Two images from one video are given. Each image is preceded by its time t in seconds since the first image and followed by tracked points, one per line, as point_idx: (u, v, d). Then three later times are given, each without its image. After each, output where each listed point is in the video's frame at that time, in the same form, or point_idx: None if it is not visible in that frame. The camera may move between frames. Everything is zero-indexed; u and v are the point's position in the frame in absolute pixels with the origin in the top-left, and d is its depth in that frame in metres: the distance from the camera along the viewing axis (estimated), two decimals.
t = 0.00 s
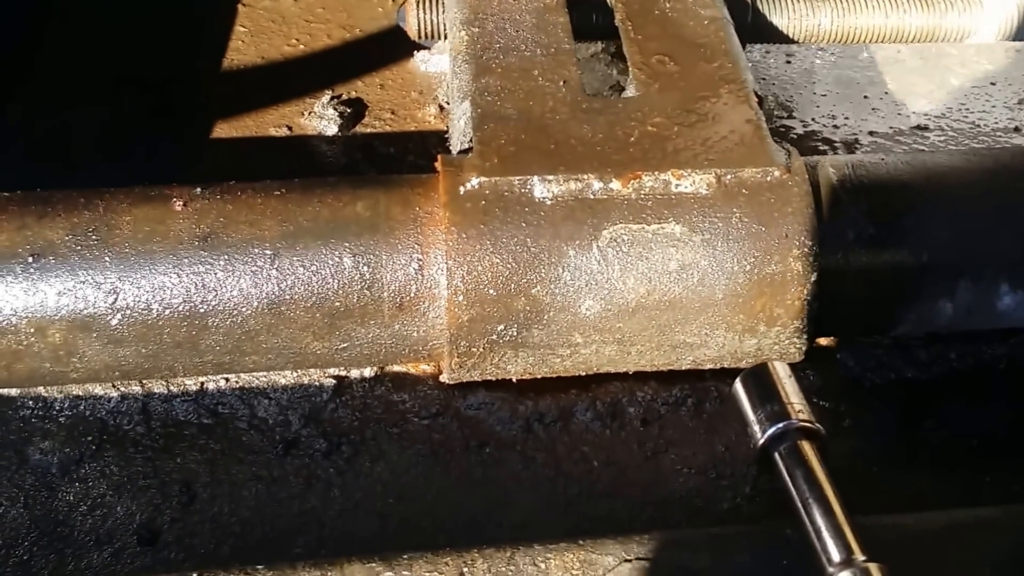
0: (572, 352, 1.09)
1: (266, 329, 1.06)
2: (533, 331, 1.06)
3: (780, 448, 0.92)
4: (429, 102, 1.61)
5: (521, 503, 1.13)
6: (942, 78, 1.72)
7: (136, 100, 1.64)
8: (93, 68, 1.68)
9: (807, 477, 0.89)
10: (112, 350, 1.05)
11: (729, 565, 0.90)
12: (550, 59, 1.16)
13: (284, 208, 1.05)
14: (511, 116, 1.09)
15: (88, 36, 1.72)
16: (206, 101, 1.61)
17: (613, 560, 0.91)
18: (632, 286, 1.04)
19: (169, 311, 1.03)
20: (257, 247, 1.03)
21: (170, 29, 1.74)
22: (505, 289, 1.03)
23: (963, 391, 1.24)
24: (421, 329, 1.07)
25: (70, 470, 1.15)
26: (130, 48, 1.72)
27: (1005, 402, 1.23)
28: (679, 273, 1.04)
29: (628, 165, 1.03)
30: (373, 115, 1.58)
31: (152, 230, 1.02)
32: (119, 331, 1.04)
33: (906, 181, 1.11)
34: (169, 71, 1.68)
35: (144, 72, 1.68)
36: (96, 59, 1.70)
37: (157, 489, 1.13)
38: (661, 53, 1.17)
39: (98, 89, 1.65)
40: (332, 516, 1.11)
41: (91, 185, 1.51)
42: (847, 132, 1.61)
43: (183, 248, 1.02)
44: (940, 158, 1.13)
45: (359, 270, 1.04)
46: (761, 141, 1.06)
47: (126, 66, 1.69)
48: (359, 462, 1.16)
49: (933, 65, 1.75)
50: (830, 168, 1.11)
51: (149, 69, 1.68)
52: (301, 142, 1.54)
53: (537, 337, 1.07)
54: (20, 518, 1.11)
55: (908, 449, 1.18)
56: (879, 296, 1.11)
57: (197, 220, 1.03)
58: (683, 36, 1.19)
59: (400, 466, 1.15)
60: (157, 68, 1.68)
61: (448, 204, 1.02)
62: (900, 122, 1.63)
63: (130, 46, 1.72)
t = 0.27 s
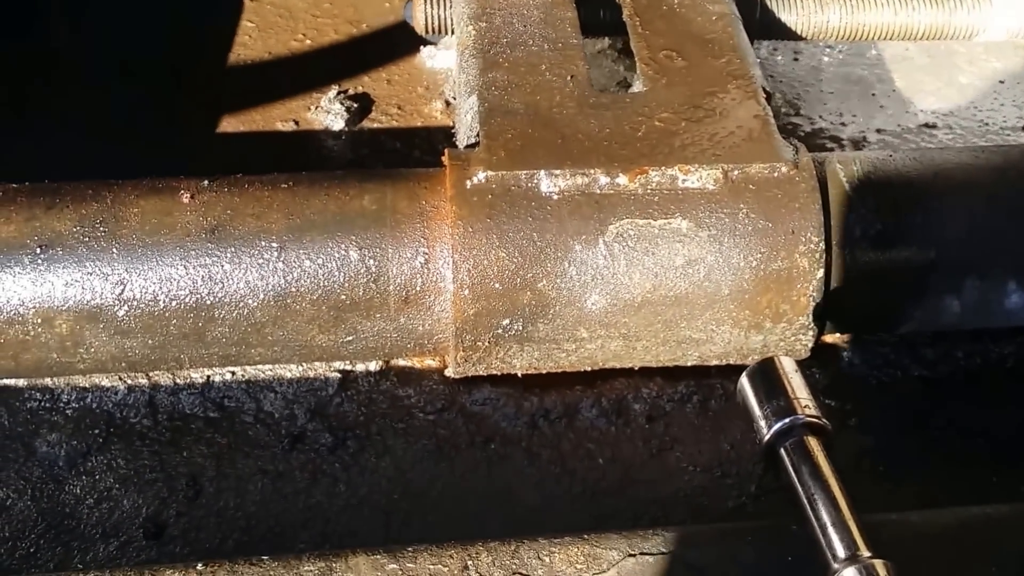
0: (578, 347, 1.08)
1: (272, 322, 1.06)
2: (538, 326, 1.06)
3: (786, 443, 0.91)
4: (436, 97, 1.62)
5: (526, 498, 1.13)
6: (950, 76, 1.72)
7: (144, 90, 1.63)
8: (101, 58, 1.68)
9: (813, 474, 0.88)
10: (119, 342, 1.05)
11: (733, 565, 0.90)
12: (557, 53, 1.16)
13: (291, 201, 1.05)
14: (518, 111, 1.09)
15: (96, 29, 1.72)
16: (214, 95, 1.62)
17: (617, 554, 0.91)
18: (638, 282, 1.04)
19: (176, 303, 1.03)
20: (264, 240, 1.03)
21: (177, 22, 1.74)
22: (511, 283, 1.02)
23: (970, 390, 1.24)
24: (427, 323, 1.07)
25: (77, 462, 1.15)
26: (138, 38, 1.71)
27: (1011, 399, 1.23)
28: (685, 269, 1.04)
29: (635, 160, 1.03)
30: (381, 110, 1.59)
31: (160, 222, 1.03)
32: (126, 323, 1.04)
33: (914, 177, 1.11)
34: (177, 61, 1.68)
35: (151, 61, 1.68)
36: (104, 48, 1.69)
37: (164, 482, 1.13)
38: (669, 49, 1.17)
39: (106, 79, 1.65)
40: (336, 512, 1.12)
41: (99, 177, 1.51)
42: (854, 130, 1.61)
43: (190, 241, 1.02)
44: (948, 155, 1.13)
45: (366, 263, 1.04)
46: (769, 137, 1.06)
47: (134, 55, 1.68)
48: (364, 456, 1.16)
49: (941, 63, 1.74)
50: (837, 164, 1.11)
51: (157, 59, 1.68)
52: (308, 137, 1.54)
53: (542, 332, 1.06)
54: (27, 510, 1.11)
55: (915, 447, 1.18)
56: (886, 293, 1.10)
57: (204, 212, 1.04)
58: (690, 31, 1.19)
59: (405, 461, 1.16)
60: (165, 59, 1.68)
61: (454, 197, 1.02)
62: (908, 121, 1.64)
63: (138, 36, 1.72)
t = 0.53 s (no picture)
0: (583, 345, 1.08)
1: (278, 318, 1.06)
2: (544, 324, 1.06)
3: (790, 444, 0.91)
4: (444, 96, 1.63)
5: (530, 497, 1.13)
6: (960, 78, 1.72)
7: (154, 86, 1.64)
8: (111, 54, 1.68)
9: (818, 474, 0.87)
10: (125, 337, 1.05)
11: (739, 566, 0.90)
12: (564, 53, 1.17)
13: (298, 198, 1.05)
14: (525, 110, 1.09)
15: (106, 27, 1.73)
16: (222, 93, 1.62)
17: (621, 552, 0.91)
18: (644, 281, 1.03)
19: (183, 299, 1.03)
20: (271, 237, 1.03)
21: (187, 19, 1.75)
22: (517, 281, 1.02)
23: (978, 392, 1.23)
24: (433, 321, 1.07)
25: (84, 457, 1.15)
26: (147, 34, 1.72)
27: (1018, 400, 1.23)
28: (692, 268, 1.03)
29: (641, 160, 1.03)
30: (388, 109, 1.60)
31: (167, 218, 1.03)
32: (133, 319, 1.04)
33: (922, 178, 1.11)
34: (186, 58, 1.68)
35: (161, 58, 1.68)
36: (114, 45, 1.70)
37: (170, 478, 1.14)
38: (676, 49, 1.17)
39: (116, 75, 1.65)
40: (342, 509, 1.12)
41: (109, 173, 1.51)
42: (863, 131, 1.61)
43: (197, 237, 1.03)
44: (956, 156, 1.13)
45: (372, 260, 1.04)
46: (776, 137, 1.06)
47: (144, 52, 1.69)
48: (369, 454, 1.16)
49: (950, 64, 1.74)
50: (844, 165, 1.10)
51: (167, 55, 1.69)
52: (317, 135, 1.55)
53: (548, 331, 1.06)
54: (34, 505, 1.12)
55: (921, 449, 1.18)
56: (892, 294, 1.10)
57: (211, 209, 1.04)
58: (698, 31, 1.20)
59: (410, 458, 1.16)
60: (175, 56, 1.69)
61: (460, 195, 1.02)
62: (916, 122, 1.63)
63: (148, 32, 1.72)
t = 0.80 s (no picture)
0: (587, 348, 1.08)
1: (283, 318, 1.06)
2: (549, 327, 1.05)
3: (794, 449, 0.90)
4: (450, 98, 1.63)
5: (533, 499, 1.13)
6: (968, 82, 1.71)
7: (161, 85, 1.64)
8: (119, 54, 1.69)
9: (821, 479, 0.87)
10: (130, 337, 1.06)
11: (743, 569, 0.90)
12: (570, 55, 1.17)
13: (303, 199, 1.05)
14: (530, 112, 1.10)
15: (113, 27, 1.74)
16: (229, 93, 1.63)
17: (624, 555, 0.91)
18: (649, 283, 1.03)
19: (188, 299, 1.04)
20: (276, 237, 1.03)
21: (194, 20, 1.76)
22: (521, 283, 1.02)
23: (984, 398, 1.23)
24: (437, 322, 1.07)
25: (89, 455, 1.16)
26: (155, 34, 1.73)
27: None
28: (696, 272, 1.03)
29: (646, 163, 1.03)
30: (394, 110, 1.60)
31: (173, 218, 1.03)
32: (138, 318, 1.04)
33: (928, 183, 1.10)
34: (194, 58, 1.69)
35: (168, 58, 1.69)
36: (122, 44, 1.71)
37: (174, 476, 1.14)
38: (682, 52, 1.18)
39: (124, 74, 1.66)
40: (347, 507, 1.12)
41: (117, 171, 1.52)
42: (870, 135, 1.61)
43: (202, 238, 1.03)
44: (963, 161, 1.13)
45: (377, 262, 1.04)
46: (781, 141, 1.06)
47: (151, 51, 1.70)
48: (372, 454, 1.16)
49: (958, 69, 1.74)
50: (849, 170, 1.10)
51: (174, 55, 1.69)
52: (323, 136, 1.56)
53: (552, 333, 1.06)
54: (40, 502, 1.12)
55: (927, 453, 1.18)
56: (898, 299, 1.10)
57: (216, 209, 1.04)
58: (704, 34, 1.20)
59: (414, 458, 1.16)
60: (182, 56, 1.69)
61: (465, 197, 1.02)
62: (923, 126, 1.63)
63: (156, 32, 1.73)
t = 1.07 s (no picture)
0: (590, 351, 1.08)
1: (286, 320, 1.06)
2: (551, 330, 1.05)
3: (796, 452, 0.90)
4: (454, 101, 1.63)
5: (535, 502, 1.13)
6: (974, 88, 1.71)
7: (168, 88, 1.65)
8: (126, 56, 1.70)
9: (824, 482, 0.86)
10: (134, 337, 1.06)
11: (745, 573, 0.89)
12: (573, 59, 1.17)
13: (307, 201, 1.05)
14: (533, 115, 1.10)
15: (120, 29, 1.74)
16: (235, 96, 1.63)
17: (626, 558, 0.91)
18: (652, 287, 1.03)
19: (192, 299, 1.04)
20: (280, 239, 1.04)
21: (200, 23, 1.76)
22: (524, 286, 1.02)
23: (989, 403, 1.23)
24: (439, 324, 1.07)
25: (93, 455, 1.16)
26: (161, 37, 1.73)
27: None
28: (700, 276, 1.03)
29: (650, 166, 1.03)
30: (398, 113, 1.61)
31: (177, 219, 1.04)
32: (142, 319, 1.05)
33: (932, 188, 1.10)
34: (200, 60, 1.69)
35: (175, 60, 1.69)
36: (129, 47, 1.71)
37: (177, 476, 1.14)
38: (686, 56, 1.18)
39: (130, 77, 1.66)
40: (349, 509, 1.12)
41: (123, 173, 1.52)
42: (874, 140, 1.61)
43: (206, 239, 1.03)
44: (967, 165, 1.12)
45: (380, 264, 1.04)
46: (785, 144, 1.06)
47: (158, 54, 1.70)
48: (374, 456, 1.16)
49: (964, 75, 1.73)
50: (854, 174, 1.10)
51: (181, 57, 1.70)
52: (328, 139, 1.56)
53: (555, 336, 1.06)
54: (43, 501, 1.12)
55: (931, 458, 1.17)
56: (902, 304, 1.09)
57: (220, 210, 1.04)
58: (708, 39, 1.20)
59: (416, 460, 1.16)
60: (188, 58, 1.70)
61: (469, 199, 1.02)
62: (929, 131, 1.63)
63: (162, 35, 1.74)
